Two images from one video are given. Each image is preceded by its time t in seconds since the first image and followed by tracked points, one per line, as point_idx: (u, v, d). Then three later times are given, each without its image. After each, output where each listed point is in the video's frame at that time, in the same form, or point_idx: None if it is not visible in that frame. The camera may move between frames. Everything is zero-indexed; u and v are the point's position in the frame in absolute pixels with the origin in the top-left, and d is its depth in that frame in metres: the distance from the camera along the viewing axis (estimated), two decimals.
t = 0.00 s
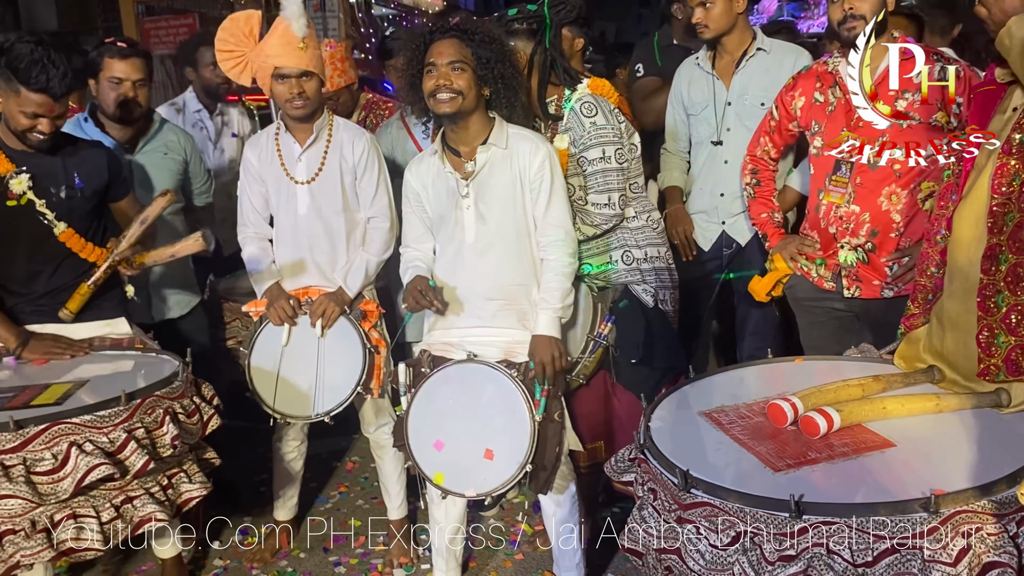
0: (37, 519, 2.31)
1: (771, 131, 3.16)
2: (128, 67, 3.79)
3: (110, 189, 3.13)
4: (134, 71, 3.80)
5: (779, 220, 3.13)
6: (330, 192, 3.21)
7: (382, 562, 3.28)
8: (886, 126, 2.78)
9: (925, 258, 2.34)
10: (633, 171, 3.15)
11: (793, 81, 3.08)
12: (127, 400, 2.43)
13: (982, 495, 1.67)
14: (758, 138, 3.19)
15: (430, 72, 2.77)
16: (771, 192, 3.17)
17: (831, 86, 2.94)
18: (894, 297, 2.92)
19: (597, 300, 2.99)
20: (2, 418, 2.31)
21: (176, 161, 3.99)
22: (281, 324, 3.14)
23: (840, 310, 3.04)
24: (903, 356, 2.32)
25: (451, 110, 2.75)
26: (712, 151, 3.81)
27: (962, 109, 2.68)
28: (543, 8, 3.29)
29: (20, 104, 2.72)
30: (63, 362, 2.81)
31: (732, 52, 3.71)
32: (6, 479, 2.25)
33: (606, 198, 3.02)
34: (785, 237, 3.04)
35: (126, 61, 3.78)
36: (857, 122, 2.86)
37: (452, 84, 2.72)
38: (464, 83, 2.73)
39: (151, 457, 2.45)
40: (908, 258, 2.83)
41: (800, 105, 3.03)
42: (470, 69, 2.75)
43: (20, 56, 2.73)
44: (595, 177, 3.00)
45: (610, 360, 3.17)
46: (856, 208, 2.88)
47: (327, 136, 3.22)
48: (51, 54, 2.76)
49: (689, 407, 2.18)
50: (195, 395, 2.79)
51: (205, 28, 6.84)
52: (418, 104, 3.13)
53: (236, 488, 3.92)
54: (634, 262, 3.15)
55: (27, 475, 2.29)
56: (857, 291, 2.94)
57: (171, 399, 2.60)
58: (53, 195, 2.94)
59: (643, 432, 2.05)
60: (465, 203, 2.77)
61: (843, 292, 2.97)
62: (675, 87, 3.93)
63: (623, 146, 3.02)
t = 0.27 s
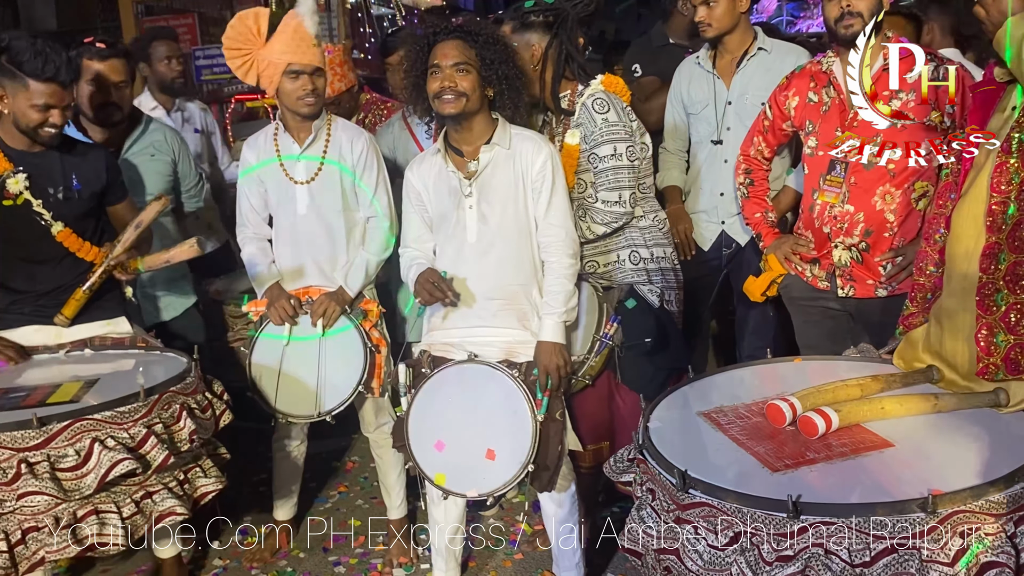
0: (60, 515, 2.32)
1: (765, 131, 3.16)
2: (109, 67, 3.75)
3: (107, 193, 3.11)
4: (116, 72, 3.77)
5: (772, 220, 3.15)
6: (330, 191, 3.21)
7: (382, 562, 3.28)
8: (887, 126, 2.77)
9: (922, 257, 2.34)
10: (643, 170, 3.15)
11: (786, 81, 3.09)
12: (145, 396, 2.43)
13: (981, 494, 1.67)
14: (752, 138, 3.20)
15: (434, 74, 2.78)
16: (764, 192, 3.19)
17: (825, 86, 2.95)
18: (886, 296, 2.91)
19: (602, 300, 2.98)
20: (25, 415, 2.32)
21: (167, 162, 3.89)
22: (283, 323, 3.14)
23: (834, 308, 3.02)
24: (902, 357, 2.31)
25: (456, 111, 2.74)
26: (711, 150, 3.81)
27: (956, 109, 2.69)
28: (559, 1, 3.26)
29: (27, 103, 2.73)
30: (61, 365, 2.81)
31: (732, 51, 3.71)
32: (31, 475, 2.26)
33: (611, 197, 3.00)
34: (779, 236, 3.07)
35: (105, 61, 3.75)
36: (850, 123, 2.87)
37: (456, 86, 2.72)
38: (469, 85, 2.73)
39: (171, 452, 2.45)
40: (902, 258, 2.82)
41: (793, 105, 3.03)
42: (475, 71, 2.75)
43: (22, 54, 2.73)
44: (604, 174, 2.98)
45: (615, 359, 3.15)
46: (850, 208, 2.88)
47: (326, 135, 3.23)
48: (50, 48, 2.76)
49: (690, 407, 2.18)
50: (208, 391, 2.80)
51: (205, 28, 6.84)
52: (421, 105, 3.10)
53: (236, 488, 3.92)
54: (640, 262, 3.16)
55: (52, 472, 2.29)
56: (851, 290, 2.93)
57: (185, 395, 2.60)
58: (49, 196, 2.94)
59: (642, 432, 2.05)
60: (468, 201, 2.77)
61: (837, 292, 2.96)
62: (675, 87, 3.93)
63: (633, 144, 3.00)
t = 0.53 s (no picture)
0: (61, 519, 2.31)
1: (762, 131, 3.16)
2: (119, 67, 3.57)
3: (105, 193, 3.12)
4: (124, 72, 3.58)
5: (769, 220, 3.14)
6: (329, 191, 3.21)
7: (381, 562, 3.28)
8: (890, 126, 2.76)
9: (924, 254, 2.34)
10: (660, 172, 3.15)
11: (783, 81, 3.09)
12: (146, 400, 2.43)
13: (979, 495, 1.67)
14: (749, 138, 3.20)
15: (434, 75, 2.77)
16: (762, 192, 3.20)
17: (821, 86, 2.95)
18: (885, 296, 2.91)
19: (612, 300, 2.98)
20: (26, 420, 2.31)
21: (173, 164, 3.69)
22: (283, 323, 3.14)
23: (831, 309, 3.02)
24: (903, 357, 2.30)
25: (457, 112, 2.74)
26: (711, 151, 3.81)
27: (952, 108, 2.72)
28: None
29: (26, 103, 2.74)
30: (59, 365, 2.80)
31: (732, 51, 3.71)
32: (33, 481, 2.24)
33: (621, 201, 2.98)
34: (776, 236, 3.05)
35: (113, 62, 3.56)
36: (846, 122, 2.86)
37: (457, 86, 2.72)
38: (469, 86, 2.73)
39: (171, 455, 2.45)
40: (898, 258, 2.82)
41: (789, 105, 3.04)
42: (476, 71, 2.75)
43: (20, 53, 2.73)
44: (619, 178, 2.98)
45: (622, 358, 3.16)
46: (847, 208, 2.87)
47: (325, 135, 3.22)
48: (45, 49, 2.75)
49: (689, 407, 2.18)
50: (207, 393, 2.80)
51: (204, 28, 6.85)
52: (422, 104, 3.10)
53: (235, 488, 3.92)
54: (651, 264, 3.15)
55: (53, 477, 2.28)
56: (848, 291, 2.94)
57: (185, 397, 2.60)
58: (48, 195, 2.95)
59: (642, 431, 2.05)
60: (468, 201, 2.77)
61: (834, 292, 2.96)
62: (674, 86, 3.92)
63: (651, 150, 3.00)
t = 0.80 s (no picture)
0: (53, 520, 2.30)
1: (760, 131, 3.17)
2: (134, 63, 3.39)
3: (100, 194, 3.14)
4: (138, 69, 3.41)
5: (769, 221, 3.14)
6: (330, 191, 3.20)
7: (381, 562, 3.28)
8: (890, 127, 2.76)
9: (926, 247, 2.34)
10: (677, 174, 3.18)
11: (780, 82, 3.10)
12: (139, 399, 2.44)
13: (980, 495, 1.68)
14: (748, 139, 3.21)
15: (435, 74, 2.77)
16: (761, 192, 3.20)
17: (819, 87, 2.95)
18: (886, 296, 2.90)
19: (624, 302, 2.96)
20: (19, 419, 2.31)
21: (185, 165, 3.56)
22: (284, 324, 3.13)
23: (830, 308, 3.03)
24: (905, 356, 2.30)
25: (457, 112, 2.74)
26: (711, 150, 3.79)
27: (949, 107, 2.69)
28: None
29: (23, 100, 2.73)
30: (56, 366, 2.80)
31: (731, 51, 3.71)
32: (24, 480, 2.24)
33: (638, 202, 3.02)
34: (776, 236, 3.07)
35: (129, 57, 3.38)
36: (844, 122, 2.87)
37: (457, 86, 2.72)
38: (469, 85, 2.73)
39: (164, 456, 2.46)
40: (897, 258, 2.82)
41: (788, 105, 3.05)
42: (476, 71, 2.75)
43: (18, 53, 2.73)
44: (637, 179, 3.01)
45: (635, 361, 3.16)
46: (847, 208, 2.87)
47: (327, 135, 3.23)
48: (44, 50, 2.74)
49: (689, 406, 2.18)
50: (203, 394, 2.80)
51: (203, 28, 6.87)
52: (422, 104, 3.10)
53: (234, 488, 3.91)
54: (664, 264, 3.14)
55: (45, 477, 2.28)
56: (848, 291, 2.94)
57: (180, 398, 2.60)
58: (45, 195, 2.96)
59: (642, 432, 2.05)
60: (467, 201, 2.77)
61: (834, 292, 2.96)
62: (674, 87, 3.92)
63: (670, 151, 3.04)
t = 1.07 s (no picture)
0: (62, 517, 2.31)
1: (762, 132, 3.15)
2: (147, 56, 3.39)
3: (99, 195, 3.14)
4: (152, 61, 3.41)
5: (770, 221, 3.13)
6: (331, 191, 3.20)
7: (381, 563, 3.28)
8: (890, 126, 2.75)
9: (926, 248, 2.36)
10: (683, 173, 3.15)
11: (782, 82, 3.09)
12: (147, 397, 2.43)
13: (964, 494, 1.67)
14: (749, 139, 3.19)
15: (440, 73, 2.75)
16: (762, 192, 3.18)
17: (820, 87, 2.94)
18: (888, 296, 2.89)
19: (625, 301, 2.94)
20: (27, 417, 2.29)
21: (197, 167, 3.55)
22: (284, 323, 3.14)
23: (832, 309, 3.02)
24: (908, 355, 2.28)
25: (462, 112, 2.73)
26: (713, 148, 3.76)
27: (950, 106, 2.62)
28: None
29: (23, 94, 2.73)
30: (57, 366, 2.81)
31: (732, 52, 3.70)
32: (35, 477, 2.25)
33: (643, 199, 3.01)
34: (777, 237, 3.04)
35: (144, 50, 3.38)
36: (845, 122, 2.86)
37: (462, 85, 2.71)
38: (475, 85, 2.72)
39: (173, 453, 2.45)
40: (899, 257, 2.80)
41: (789, 106, 3.03)
42: (482, 70, 2.74)
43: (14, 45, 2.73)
44: (643, 175, 3.00)
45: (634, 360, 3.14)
46: (848, 208, 2.86)
47: (327, 135, 3.23)
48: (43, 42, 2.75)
49: (686, 403, 2.18)
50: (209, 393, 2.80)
51: (204, 29, 6.89)
52: (427, 104, 3.10)
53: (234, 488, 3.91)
54: (666, 263, 3.13)
55: (55, 474, 2.28)
56: (848, 290, 2.93)
57: (186, 395, 2.61)
58: (42, 195, 2.98)
59: (638, 427, 2.06)
60: (469, 198, 2.77)
61: (835, 292, 2.95)
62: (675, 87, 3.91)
63: (676, 149, 3.03)
